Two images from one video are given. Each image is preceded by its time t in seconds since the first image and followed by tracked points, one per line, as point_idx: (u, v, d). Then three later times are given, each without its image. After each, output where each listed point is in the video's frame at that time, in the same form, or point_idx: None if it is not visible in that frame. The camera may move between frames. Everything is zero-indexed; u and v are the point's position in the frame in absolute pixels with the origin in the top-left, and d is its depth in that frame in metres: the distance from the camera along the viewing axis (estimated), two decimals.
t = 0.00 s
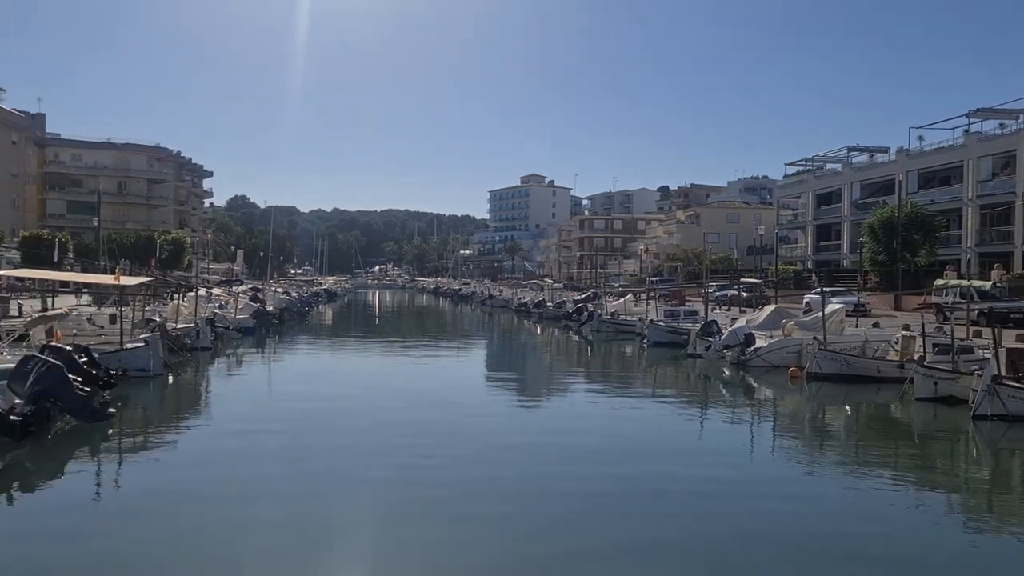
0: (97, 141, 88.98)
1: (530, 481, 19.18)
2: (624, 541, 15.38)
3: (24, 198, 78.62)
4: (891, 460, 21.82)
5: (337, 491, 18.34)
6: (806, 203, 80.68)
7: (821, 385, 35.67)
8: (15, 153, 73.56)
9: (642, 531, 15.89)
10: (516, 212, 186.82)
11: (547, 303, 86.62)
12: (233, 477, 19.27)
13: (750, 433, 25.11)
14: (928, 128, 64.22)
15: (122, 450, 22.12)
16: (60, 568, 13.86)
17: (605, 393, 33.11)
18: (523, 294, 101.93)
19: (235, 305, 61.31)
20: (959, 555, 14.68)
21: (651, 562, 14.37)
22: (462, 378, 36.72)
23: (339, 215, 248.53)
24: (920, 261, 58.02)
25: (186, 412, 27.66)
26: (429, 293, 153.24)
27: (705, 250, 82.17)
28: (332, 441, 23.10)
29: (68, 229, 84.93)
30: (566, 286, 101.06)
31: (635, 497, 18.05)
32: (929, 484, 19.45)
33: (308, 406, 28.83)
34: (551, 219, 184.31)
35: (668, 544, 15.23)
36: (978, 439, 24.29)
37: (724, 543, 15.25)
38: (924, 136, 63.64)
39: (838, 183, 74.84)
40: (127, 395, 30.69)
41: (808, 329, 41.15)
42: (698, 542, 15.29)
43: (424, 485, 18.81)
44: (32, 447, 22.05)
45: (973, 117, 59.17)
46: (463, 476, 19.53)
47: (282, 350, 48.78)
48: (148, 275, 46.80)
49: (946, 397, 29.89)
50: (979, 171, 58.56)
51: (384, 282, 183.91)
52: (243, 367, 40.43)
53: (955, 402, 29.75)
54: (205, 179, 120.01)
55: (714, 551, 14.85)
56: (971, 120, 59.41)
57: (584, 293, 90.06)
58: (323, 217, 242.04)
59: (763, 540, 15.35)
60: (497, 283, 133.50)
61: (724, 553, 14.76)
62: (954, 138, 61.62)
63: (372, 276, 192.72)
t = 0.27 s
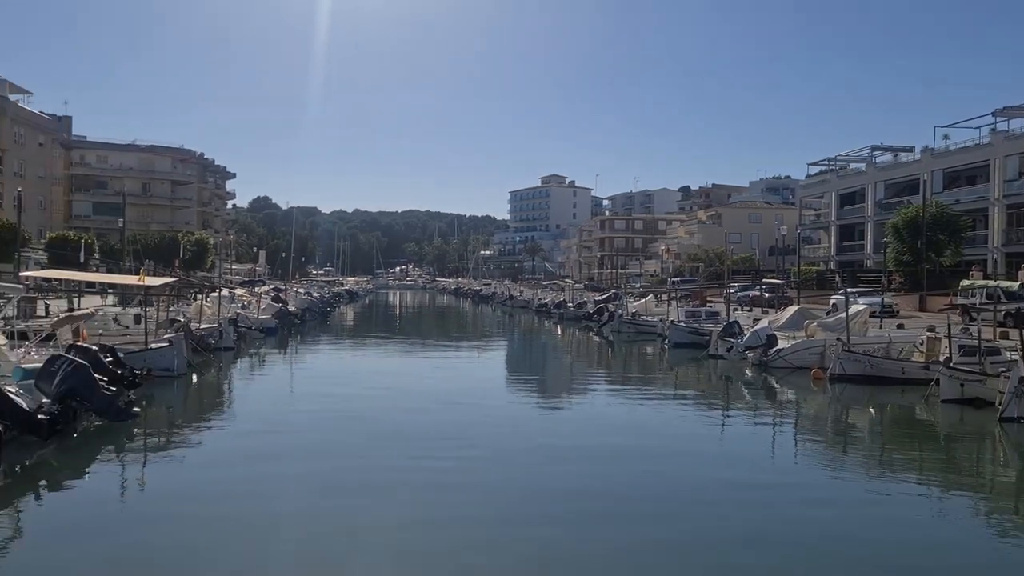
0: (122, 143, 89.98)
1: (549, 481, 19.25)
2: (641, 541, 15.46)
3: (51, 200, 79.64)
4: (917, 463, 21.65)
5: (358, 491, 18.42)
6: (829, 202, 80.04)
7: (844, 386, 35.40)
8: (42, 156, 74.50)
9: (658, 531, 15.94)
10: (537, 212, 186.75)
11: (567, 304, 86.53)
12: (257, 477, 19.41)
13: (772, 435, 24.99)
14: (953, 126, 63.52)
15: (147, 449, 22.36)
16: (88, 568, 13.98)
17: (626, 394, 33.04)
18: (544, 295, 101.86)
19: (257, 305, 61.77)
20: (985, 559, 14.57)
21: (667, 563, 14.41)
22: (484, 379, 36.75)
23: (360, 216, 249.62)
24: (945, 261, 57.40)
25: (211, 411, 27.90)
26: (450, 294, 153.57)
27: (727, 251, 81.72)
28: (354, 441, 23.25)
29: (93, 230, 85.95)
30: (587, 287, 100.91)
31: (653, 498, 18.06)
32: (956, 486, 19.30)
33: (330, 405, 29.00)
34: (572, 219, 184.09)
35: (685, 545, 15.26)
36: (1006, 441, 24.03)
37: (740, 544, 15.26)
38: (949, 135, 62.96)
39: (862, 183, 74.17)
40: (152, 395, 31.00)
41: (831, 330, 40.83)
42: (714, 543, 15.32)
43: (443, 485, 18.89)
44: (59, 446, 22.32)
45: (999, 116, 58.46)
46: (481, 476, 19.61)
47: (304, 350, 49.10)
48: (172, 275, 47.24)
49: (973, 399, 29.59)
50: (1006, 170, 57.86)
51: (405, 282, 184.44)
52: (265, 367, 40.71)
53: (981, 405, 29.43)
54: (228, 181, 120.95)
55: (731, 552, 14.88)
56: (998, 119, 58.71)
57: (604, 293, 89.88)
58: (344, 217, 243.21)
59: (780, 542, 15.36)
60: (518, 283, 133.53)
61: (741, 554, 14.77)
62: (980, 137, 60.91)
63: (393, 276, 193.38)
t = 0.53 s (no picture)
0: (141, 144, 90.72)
1: (560, 482, 19.26)
2: (647, 541, 15.47)
3: (71, 201, 80.42)
4: (935, 464, 21.48)
5: (370, 492, 18.45)
6: (847, 202, 79.48)
7: (862, 387, 35.18)
8: (62, 157, 75.22)
9: (665, 531, 15.95)
10: (553, 212, 186.65)
11: (584, 304, 86.44)
12: (270, 477, 19.47)
13: (790, 436, 24.89)
14: (974, 125, 62.92)
15: (166, 448, 22.56)
16: (101, 565, 14.04)
17: (642, 394, 33.00)
18: (560, 295, 101.80)
19: (275, 306, 62.09)
20: (1004, 562, 14.47)
21: (674, 563, 14.41)
22: (500, 379, 36.81)
23: (377, 216, 250.39)
24: (966, 261, 56.89)
25: (228, 411, 28.08)
26: (466, 294, 153.82)
27: (744, 250, 81.38)
28: (372, 441, 23.36)
29: (113, 230, 86.73)
30: (603, 287, 100.76)
31: (664, 499, 18.07)
32: (975, 488, 19.14)
33: (347, 405, 29.15)
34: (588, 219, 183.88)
35: (691, 545, 15.24)
36: None
37: (748, 545, 15.23)
38: (969, 134, 62.37)
39: (881, 182, 73.60)
40: (171, 394, 31.22)
41: (849, 330, 40.56)
42: (725, 545, 15.29)
43: (453, 485, 18.92)
44: (80, 444, 22.56)
45: (1021, 114, 57.85)
46: (492, 477, 19.64)
47: (321, 350, 49.33)
48: (191, 275, 47.56)
49: (993, 400, 29.32)
50: None
51: (421, 283, 184.83)
52: (283, 366, 40.99)
53: (1002, 406, 29.17)
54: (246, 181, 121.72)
55: (738, 553, 14.86)
56: (1019, 117, 58.10)
57: (621, 293, 89.70)
58: (361, 218, 244.00)
59: (788, 543, 15.32)
60: (533, 283, 133.53)
61: (748, 555, 14.76)
62: (1001, 135, 60.30)
63: (410, 277, 193.94)
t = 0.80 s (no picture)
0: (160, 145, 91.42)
1: (576, 482, 19.25)
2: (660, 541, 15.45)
3: (92, 202, 81.16)
4: (956, 467, 21.28)
5: (387, 492, 18.48)
6: (867, 201, 78.86)
7: (882, 388, 34.89)
8: (83, 158, 75.91)
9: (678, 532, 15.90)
10: (569, 212, 186.42)
11: (601, 304, 86.31)
12: (289, 477, 19.51)
13: (808, 437, 24.74)
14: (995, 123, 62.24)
15: (186, 447, 22.75)
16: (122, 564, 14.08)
17: (659, 394, 32.89)
18: (577, 295, 101.67)
19: (292, 305, 62.40)
20: None
21: (687, 564, 14.41)
22: (517, 379, 36.80)
23: (393, 216, 251.06)
24: (987, 260, 56.30)
25: (247, 411, 28.23)
26: (483, 294, 153.94)
27: (761, 250, 80.93)
28: (390, 440, 23.42)
29: (133, 231, 87.48)
30: (619, 287, 100.53)
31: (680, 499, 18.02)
32: (996, 491, 18.95)
33: (364, 404, 29.22)
34: (604, 219, 183.50)
35: (705, 547, 15.20)
36: None
37: (762, 547, 15.17)
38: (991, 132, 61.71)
39: (900, 181, 72.97)
40: (190, 393, 31.46)
41: (868, 330, 40.23)
42: (740, 546, 15.23)
43: (468, 485, 18.94)
44: (101, 443, 22.79)
45: None
46: (508, 477, 19.66)
47: (338, 349, 49.54)
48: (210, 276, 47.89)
49: (1016, 401, 29.00)
50: None
51: (438, 283, 185.12)
52: (300, 366, 41.16)
53: None
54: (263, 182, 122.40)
55: (751, 554, 14.80)
56: None
57: (638, 293, 89.47)
58: (377, 218, 244.71)
59: (802, 545, 15.25)
60: (550, 283, 133.42)
61: (762, 557, 14.69)
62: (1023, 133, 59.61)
63: (427, 277, 194.40)
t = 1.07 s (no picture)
0: (180, 146, 92.07)
1: (592, 482, 19.26)
2: (671, 541, 15.51)
3: (113, 202, 81.85)
4: (977, 469, 21.06)
5: (403, 492, 18.50)
6: (887, 200, 78.18)
7: (902, 389, 34.59)
8: (105, 159, 76.63)
9: (689, 533, 15.94)
10: (586, 212, 186.10)
11: (618, 304, 86.12)
12: (307, 477, 19.54)
13: (828, 438, 24.58)
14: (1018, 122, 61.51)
15: (206, 446, 22.94)
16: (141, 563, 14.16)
17: (677, 395, 32.77)
18: (594, 295, 101.49)
19: (311, 305, 62.66)
20: None
21: (702, 564, 14.40)
22: (534, 379, 36.79)
23: (411, 216, 251.69)
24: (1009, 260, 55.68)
25: (265, 410, 28.37)
26: (500, 294, 154.03)
27: (780, 250, 80.47)
28: (407, 441, 23.49)
29: (153, 231, 88.19)
30: (637, 287, 100.26)
31: (693, 499, 18.03)
32: (1018, 494, 18.77)
33: (382, 405, 29.29)
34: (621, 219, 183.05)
35: (716, 547, 15.21)
36: None
37: (774, 548, 15.15)
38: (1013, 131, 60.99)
39: (921, 180, 72.28)
40: (210, 393, 31.68)
41: (889, 331, 39.89)
42: (755, 547, 15.20)
43: (484, 485, 18.96)
44: (122, 442, 23.02)
45: None
46: (524, 477, 19.68)
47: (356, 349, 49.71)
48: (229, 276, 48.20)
49: None
50: None
51: (455, 283, 185.35)
52: (318, 366, 41.33)
53: None
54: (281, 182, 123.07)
55: (762, 555, 14.82)
56: None
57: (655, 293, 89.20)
58: (395, 218, 245.35)
59: (814, 546, 15.23)
60: (567, 283, 133.26)
61: (774, 557, 14.70)
62: None
63: (444, 277, 194.73)
